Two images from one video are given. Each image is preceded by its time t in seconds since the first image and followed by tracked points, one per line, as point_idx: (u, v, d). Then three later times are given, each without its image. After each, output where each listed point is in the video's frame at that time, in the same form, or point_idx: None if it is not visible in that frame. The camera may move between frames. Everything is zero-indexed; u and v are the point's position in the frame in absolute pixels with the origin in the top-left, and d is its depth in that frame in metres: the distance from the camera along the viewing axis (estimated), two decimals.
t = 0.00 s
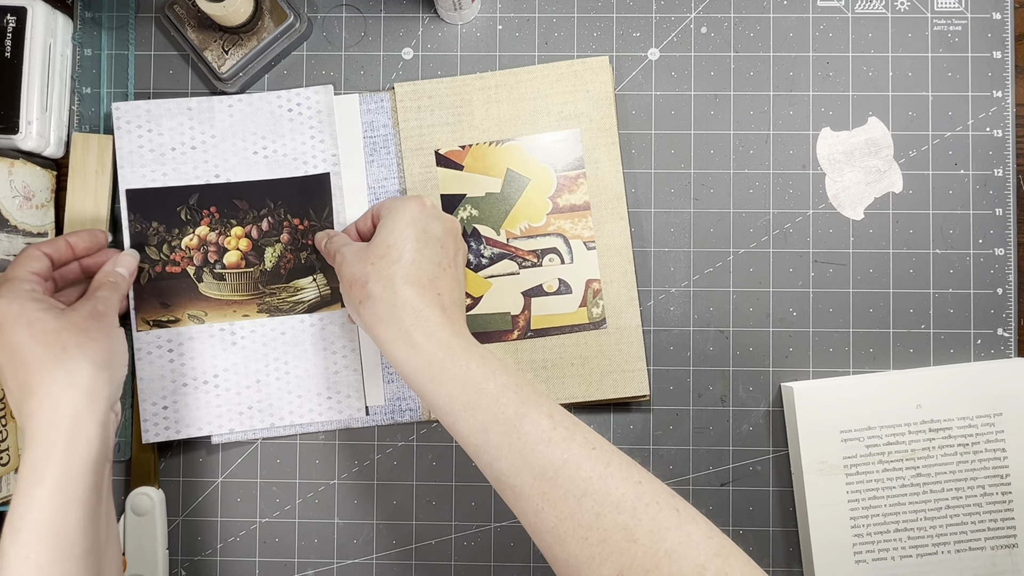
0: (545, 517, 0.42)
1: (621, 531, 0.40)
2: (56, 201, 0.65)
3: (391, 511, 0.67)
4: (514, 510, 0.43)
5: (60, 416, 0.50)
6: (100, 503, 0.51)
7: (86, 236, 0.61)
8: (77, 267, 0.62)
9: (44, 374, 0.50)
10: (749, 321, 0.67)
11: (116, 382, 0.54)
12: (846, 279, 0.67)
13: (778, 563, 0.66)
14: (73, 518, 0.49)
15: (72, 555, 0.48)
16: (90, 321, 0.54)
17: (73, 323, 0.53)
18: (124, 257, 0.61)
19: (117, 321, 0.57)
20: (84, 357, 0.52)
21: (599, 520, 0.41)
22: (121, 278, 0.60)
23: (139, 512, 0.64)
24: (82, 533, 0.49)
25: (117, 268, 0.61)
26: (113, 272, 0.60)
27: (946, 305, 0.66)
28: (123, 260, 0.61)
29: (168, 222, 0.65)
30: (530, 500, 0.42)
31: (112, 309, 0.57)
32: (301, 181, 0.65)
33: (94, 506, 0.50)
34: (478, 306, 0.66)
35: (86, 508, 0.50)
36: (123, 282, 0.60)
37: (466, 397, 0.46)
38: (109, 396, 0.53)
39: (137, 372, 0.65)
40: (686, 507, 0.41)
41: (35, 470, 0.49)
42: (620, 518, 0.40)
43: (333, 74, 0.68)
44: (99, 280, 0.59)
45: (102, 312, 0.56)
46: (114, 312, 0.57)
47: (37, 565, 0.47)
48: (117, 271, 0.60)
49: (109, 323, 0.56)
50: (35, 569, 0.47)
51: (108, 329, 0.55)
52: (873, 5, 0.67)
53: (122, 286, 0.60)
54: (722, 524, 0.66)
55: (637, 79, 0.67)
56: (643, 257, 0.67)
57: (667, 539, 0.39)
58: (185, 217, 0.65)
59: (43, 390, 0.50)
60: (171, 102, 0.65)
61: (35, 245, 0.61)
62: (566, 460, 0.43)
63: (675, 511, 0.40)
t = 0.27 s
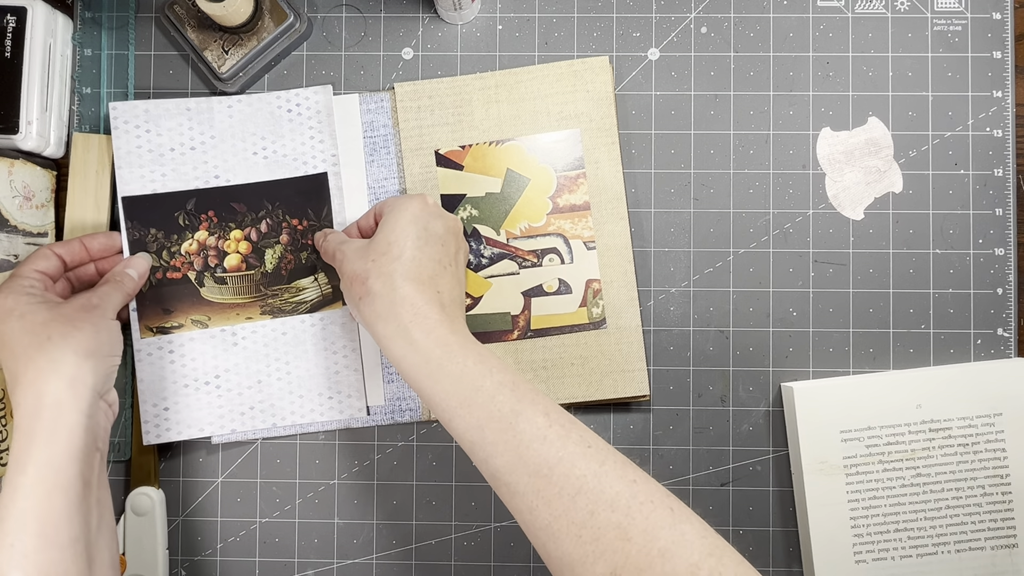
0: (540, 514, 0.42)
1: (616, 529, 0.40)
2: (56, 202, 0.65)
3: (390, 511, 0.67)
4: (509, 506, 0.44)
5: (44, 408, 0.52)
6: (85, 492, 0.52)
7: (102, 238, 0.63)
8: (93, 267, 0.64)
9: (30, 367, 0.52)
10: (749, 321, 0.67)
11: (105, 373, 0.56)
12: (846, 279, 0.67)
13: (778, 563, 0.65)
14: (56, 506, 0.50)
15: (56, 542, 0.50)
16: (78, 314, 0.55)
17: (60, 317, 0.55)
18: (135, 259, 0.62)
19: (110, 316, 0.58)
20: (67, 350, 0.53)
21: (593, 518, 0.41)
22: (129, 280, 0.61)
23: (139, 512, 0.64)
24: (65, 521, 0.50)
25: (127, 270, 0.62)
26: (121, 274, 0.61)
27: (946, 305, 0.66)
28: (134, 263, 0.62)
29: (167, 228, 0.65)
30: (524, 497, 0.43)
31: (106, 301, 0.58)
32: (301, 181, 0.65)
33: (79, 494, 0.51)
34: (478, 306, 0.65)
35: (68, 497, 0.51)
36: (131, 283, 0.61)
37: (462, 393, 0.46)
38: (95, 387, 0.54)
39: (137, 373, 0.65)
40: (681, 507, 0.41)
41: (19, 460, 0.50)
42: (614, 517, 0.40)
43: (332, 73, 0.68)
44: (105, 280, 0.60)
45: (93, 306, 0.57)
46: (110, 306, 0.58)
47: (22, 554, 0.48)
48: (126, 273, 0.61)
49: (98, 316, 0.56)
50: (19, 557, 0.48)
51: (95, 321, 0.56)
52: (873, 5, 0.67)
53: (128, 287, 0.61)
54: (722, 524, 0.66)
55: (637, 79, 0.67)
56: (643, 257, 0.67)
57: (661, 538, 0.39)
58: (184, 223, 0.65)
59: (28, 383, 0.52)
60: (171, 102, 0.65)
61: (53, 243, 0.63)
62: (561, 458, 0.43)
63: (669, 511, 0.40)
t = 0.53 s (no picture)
0: (538, 521, 0.42)
1: (613, 536, 0.40)
2: (56, 202, 0.65)
3: (391, 511, 0.67)
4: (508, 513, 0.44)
5: (42, 403, 0.52)
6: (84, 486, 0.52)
7: (103, 238, 0.63)
8: (94, 266, 0.64)
9: (28, 364, 0.52)
10: (749, 321, 0.67)
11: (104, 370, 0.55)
12: (846, 279, 0.67)
13: (778, 563, 0.66)
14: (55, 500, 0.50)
15: (54, 536, 0.49)
16: (76, 310, 0.56)
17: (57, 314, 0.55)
18: (135, 261, 0.63)
19: (108, 315, 0.58)
20: (64, 346, 0.53)
21: (590, 525, 0.41)
22: (129, 280, 0.61)
23: (139, 512, 0.64)
24: (64, 515, 0.50)
25: (127, 270, 0.62)
26: (121, 274, 0.61)
27: (946, 305, 0.66)
28: (135, 264, 0.62)
29: (168, 230, 0.65)
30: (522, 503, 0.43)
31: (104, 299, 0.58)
32: (301, 182, 0.65)
33: (78, 489, 0.51)
34: (478, 306, 0.65)
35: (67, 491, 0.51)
36: (131, 284, 0.61)
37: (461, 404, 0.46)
38: (94, 382, 0.54)
39: (137, 373, 0.65)
40: (677, 514, 0.41)
41: (18, 455, 0.50)
42: (611, 523, 0.40)
43: (332, 73, 0.68)
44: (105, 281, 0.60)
45: (90, 303, 0.57)
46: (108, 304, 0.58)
47: (21, 549, 0.48)
48: (126, 274, 0.61)
49: (96, 314, 0.57)
50: (19, 553, 0.48)
51: (93, 317, 0.56)
52: (874, 5, 0.67)
53: (128, 288, 0.61)
54: (722, 524, 0.66)
55: (637, 79, 0.67)
56: (643, 257, 0.67)
57: (658, 544, 0.40)
58: (185, 226, 0.65)
59: (27, 379, 0.52)
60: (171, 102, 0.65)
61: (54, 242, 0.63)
62: (558, 465, 0.43)
63: (666, 517, 0.40)
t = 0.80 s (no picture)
0: (536, 523, 0.42)
1: (611, 537, 0.40)
2: (57, 202, 0.65)
3: (391, 511, 0.67)
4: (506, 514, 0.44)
5: (41, 403, 0.52)
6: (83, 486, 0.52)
7: (103, 238, 0.63)
8: (94, 267, 0.64)
9: (27, 363, 0.52)
10: (749, 321, 0.67)
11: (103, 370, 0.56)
12: (846, 279, 0.67)
13: (778, 563, 0.65)
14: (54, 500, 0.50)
15: (53, 536, 0.49)
16: (75, 310, 0.55)
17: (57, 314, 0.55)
18: (135, 260, 0.63)
19: (108, 315, 0.58)
20: (63, 346, 0.53)
21: (588, 527, 0.41)
22: (129, 280, 0.61)
23: (140, 511, 0.64)
24: (63, 515, 0.50)
25: (128, 270, 0.62)
26: (122, 274, 0.61)
27: (946, 305, 0.66)
28: (135, 264, 0.62)
29: (168, 230, 0.65)
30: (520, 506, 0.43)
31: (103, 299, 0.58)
32: (301, 182, 0.65)
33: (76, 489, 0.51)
34: (478, 306, 0.65)
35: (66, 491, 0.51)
36: (131, 284, 0.61)
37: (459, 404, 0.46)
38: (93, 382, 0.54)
39: (137, 373, 0.65)
40: (676, 515, 0.41)
41: (17, 455, 0.50)
42: (609, 525, 0.40)
43: (332, 74, 0.68)
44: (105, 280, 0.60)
45: (90, 303, 0.57)
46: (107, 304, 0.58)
47: (19, 549, 0.48)
48: (126, 274, 0.62)
49: (95, 313, 0.57)
50: (18, 552, 0.48)
51: (92, 317, 0.56)
52: (874, 5, 0.67)
53: (128, 288, 0.61)
54: (722, 524, 0.66)
55: (637, 79, 0.67)
56: (643, 257, 0.67)
57: (655, 546, 0.40)
58: (185, 225, 0.65)
59: (26, 379, 0.52)
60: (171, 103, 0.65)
61: (54, 243, 0.63)
62: (555, 467, 0.43)
63: (663, 519, 0.40)
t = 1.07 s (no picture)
0: (535, 524, 0.42)
1: (610, 539, 0.40)
2: (57, 201, 0.65)
3: (391, 511, 0.67)
4: (506, 515, 0.44)
5: (42, 401, 0.52)
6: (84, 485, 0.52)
7: (103, 237, 0.63)
8: (93, 266, 0.64)
9: (28, 362, 0.52)
10: (749, 321, 0.67)
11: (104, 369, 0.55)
12: (846, 279, 0.67)
13: (778, 563, 0.65)
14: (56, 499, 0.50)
15: (54, 534, 0.49)
16: (76, 309, 0.55)
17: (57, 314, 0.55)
18: (134, 257, 0.62)
19: (108, 313, 0.58)
20: (64, 345, 0.53)
21: (588, 528, 0.41)
22: (128, 278, 0.61)
23: (139, 511, 0.64)
24: (64, 513, 0.50)
25: (127, 267, 0.62)
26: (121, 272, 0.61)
27: (946, 305, 0.66)
28: (134, 261, 0.62)
29: (168, 227, 0.65)
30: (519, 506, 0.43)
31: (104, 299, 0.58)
32: (301, 182, 0.65)
33: (78, 487, 0.51)
34: (478, 306, 0.65)
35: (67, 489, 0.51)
36: (130, 282, 0.61)
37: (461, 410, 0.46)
38: (94, 381, 0.54)
39: (137, 373, 0.65)
40: (675, 516, 0.41)
41: (18, 453, 0.50)
42: (608, 526, 0.40)
43: (332, 74, 0.68)
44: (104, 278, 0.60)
45: (90, 303, 0.57)
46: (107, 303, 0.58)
47: (21, 547, 0.48)
48: (126, 271, 0.62)
49: (96, 313, 0.56)
50: (19, 551, 0.48)
51: (93, 316, 0.56)
52: (873, 5, 0.67)
53: (128, 285, 0.61)
54: (722, 524, 0.66)
55: (637, 79, 0.67)
56: (643, 257, 0.67)
57: (655, 548, 0.39)
58: (185, 223, 0.65)
59: (27, 378, 0.52)
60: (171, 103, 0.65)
61: (54, 242, 0.63)
62: (555, 468, 0.43)
63: (663, 520, 0.40)
